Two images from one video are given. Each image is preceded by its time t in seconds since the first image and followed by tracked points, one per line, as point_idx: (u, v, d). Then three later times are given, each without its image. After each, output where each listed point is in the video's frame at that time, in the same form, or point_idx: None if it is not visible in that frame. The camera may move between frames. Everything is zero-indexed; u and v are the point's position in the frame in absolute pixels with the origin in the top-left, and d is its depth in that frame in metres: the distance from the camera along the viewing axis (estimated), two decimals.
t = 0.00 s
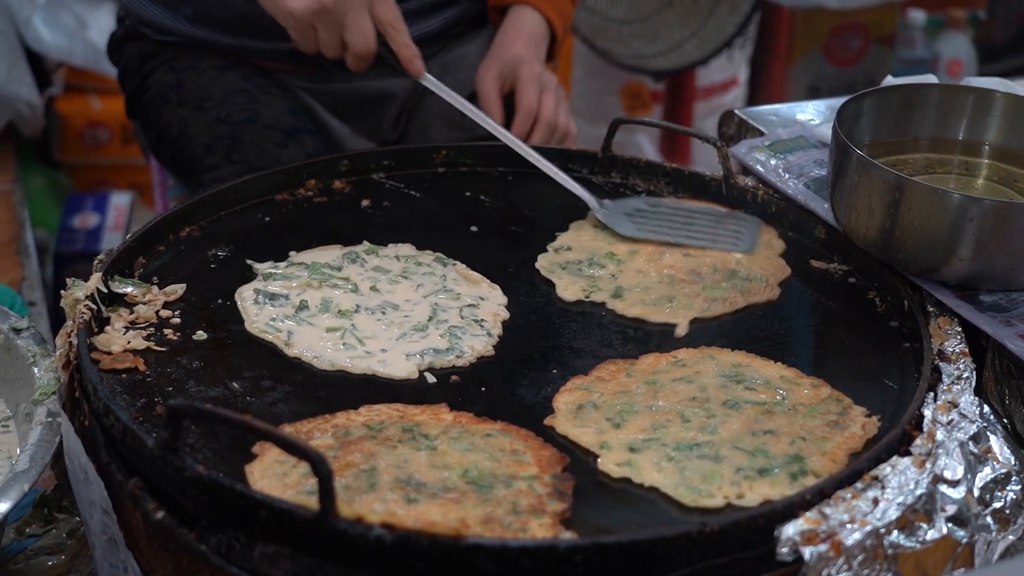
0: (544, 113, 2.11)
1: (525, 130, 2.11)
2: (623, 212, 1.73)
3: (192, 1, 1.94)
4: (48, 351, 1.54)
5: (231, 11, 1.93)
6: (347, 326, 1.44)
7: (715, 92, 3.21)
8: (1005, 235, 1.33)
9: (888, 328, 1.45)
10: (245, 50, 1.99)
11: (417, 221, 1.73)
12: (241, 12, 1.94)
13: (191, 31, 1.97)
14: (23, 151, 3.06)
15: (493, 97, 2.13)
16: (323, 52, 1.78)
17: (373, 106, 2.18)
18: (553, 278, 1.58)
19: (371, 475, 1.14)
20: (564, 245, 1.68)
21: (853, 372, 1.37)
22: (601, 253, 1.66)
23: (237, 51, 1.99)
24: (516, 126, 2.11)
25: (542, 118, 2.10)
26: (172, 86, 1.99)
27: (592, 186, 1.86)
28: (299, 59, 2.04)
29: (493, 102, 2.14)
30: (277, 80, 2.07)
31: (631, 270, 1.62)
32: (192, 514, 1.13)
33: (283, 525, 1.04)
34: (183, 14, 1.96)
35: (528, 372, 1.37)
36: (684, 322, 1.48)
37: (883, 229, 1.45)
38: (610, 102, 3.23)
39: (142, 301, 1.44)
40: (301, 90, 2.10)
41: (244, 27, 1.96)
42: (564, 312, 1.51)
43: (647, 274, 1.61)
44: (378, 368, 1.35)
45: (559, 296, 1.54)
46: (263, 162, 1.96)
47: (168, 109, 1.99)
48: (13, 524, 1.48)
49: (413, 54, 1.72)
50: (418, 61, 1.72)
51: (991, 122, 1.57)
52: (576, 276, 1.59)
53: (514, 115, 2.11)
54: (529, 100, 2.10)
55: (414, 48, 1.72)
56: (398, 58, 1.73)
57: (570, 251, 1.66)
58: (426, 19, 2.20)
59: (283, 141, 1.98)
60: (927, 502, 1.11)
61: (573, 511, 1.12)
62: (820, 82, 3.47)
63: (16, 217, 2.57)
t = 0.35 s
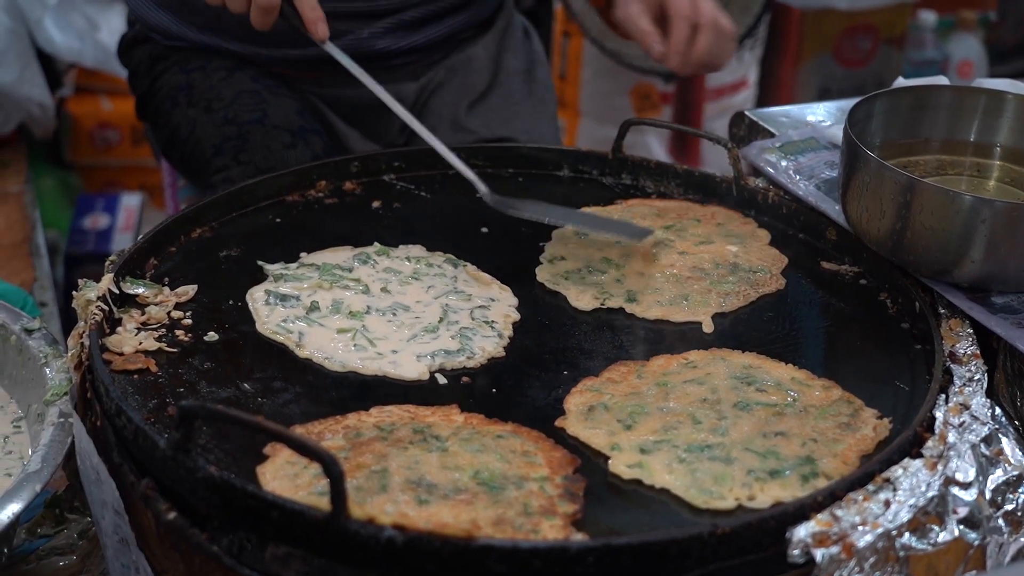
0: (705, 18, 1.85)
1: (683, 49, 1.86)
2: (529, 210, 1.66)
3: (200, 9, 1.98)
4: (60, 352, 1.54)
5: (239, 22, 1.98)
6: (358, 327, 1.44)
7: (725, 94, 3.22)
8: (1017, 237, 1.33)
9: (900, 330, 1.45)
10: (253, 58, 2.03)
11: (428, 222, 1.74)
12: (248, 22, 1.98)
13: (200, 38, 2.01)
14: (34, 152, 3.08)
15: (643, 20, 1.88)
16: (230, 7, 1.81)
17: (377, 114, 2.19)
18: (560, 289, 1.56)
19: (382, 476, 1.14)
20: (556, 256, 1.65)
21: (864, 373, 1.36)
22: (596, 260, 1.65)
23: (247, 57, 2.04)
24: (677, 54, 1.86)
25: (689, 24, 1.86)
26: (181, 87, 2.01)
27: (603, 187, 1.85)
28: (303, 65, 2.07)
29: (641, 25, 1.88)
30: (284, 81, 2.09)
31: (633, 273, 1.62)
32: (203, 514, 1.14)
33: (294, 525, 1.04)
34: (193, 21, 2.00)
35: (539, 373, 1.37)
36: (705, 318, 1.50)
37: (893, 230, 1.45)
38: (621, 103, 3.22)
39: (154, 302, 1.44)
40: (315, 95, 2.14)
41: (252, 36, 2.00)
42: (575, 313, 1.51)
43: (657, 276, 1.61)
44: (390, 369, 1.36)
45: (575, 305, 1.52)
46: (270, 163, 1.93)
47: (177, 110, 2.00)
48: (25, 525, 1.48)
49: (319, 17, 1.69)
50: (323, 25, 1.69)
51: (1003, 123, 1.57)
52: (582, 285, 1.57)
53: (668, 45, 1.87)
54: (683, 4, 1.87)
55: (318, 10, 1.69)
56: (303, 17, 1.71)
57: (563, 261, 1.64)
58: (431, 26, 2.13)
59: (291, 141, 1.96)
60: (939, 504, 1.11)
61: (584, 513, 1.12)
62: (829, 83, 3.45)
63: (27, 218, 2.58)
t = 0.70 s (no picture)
0: (772, 143, 1.47)
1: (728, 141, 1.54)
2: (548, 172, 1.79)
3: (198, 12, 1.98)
4: (63, 352, 1.55)
5: (239, 29, 1.98)
6: (360, 328, 1.44)
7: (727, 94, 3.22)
8: (1018, 239, 1.33)
9: (902, 332, 1.45)
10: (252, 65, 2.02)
11: (430, 223, 1.74)
12: (248, 30, 1.98)
13: (199, 42, 2.01)
14: (37, 151, 3.08)
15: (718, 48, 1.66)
16: None
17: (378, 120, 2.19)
18: (561, 290, 1.56)
19: (385, 477, 1.14)
20: (560, 257, 1.65)
21: (866, 375, 1.37)
22: (599, 261, 1.65)
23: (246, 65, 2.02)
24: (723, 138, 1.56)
25: (745, 150, 1.49)
26: (182, 87, 2.01)
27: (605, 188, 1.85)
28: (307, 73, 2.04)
29: (710, 70, 1.62)
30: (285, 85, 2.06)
31: (636, 274, 1.62)
32: (206, 515, 1.14)
33: (296, 526, 1.04)
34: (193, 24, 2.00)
35: (542, 375, 1.37)
36: (708, 320, 1.50)
37: (895, 232, 1.45)
38: (622, 103, 3.22)
39: (156, 303, 1.44)
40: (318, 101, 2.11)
41: (252, 44, 2.00)
42: (577, 315, 1.51)
43: (659, 277, 1.61)
44: (392, 370, 1.36)
45: (575, 306, 1.52)
46: (270, 161, 1.92)
47: (177, 110, 2.00)
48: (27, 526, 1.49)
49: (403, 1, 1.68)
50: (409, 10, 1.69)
51: (1005, 125, 1.58)
52: (584, 287, 1.57)
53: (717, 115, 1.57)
54: (746, 132, 1.48)
55: None
56: None
57: (565, 263, 1.64)
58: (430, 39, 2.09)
59: (290, 139, 1.95)
60: (941, 506, 1.11)
61: (586, 513, 1.12)
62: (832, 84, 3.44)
63: (29, 218, 2.59)
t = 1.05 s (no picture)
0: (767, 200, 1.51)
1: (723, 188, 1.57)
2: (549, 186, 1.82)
3: (199, 23, 1.96)
4: (64, 356, 1.55)
5: (241, 41, 1.96)
6: (361, 333, 1.44)
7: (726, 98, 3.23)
8: (1018, 246, 1.34)
9: (901, 337, 1.45)
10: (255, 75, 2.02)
11: (430, 228, 1.74)
12: (250, 42, 1.96)
13: (200, 52, 2.00)
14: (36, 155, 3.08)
15: (715, 83, 1.63)
16: None
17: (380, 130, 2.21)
18: (562, 296, 1.56)
19: (385, 482, 1.14)
20: (560, 262, 1.66)
21: (866, 381, 1.37)
22: (599, 266, 1.66)
23: (249, 76, 2.02)
24: (721, 184, 1.59)
25: (743, 204, 1.53)
26: (186, 95, 2.01)
27: (605, 194, 1.86)
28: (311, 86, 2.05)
29: (707, 111, 1.60)
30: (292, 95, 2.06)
31: (636, 279, 1.62)
32: (207, 520, 1.14)
33: (297, 531, 1.04)
34: (196, 35, 1.99)
35: (542, 380, 1.37)
36: (708, 325, 1.50)
37: (895, 238, 1.45)
38: (622, 109, 3.23)
39: (157, 308, 1.45)
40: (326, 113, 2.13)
41: (255, 55, 1.99)
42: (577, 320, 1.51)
43: (659, 282, 1.61)
44: (392, 375, 1.36)
45: (575, 313, 1.52)
46: (277, 171, 1.93)
47: (181, 117, 2.00)
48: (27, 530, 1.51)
49: None
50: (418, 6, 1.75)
51: (1004, 132, 1.58)
52: (585, 292, 1.57)
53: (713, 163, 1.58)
54: (744, 188, 1.51)
55: None
56: None
57: (566, 268, 1.64)
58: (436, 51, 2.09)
59: (296, 149, 1.97)
60: (940, 511, 1.11)
61: (586, 518, 1.12)
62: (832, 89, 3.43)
63: (30, 221, 2.59)
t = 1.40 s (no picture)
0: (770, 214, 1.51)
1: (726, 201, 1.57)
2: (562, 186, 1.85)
3: (196, 23, 1.95)
4: (63, 357, 1.55)
5: (240, 44, 1.96)
6: (360, 335, 1.45)
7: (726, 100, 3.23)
8: (1017, 249, 1.34)
9: (901, 340, 1.45)
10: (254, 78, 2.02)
11: (430, 230, 1.74)
12: (249, 46, 1.95)
13: (200, 54, 2.00)
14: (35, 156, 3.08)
15: (716, 93, 1.63)
16: None
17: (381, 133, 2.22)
18: (561, 297, 1.56)
19: (385, 484, 1.14)
20: (560, 264, 1.66)
21: (865, 384, 1.37)
22: (598, 268, 1.66)
23: (249, 79, 2.02)
24: (724, 196, 1.59)
25: (747, 218, 1.53)
26: (185, 96, 2.01)
27: (605, 196, 1.86)
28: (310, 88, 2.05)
29: (709, 122, 1.60)
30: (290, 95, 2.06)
31: (635, 282, 1.62)
32: (207, 521, 1.14)
33: (297, 533, 1.04)
34: (195, 38, 1.99)
35: (542, 382, 1.37)
36: (707, 328, 1.50)
37: (894, 241, 1.45)
38: (622, 111, 3.24)
39: (157, 309, 1.45)
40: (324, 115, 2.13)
41: (254, 59, 1.98)
42: (576, 323, 1.51)
43: (659, 284, 1.61)
44: (392, 377, 1.36)
45: (575, 314, 1.53)
46: (275, 173, 1.93)
47: (181, 119, 2.00)
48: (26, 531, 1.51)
49: None
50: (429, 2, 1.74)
51: (1003, 135, 1.58)
52: (584, 294, 1.57)
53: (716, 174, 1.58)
54: (748, 202, 1.52)
55: None
56: None
57: (565, 270, 1.64)
58: (436, 54, 2.09)
59: (296, 151, 1.97)
60: (940, 514, 1.11)
61: (586, 521, 1.13)
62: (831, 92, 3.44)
63: (29, 222, 2.59)
